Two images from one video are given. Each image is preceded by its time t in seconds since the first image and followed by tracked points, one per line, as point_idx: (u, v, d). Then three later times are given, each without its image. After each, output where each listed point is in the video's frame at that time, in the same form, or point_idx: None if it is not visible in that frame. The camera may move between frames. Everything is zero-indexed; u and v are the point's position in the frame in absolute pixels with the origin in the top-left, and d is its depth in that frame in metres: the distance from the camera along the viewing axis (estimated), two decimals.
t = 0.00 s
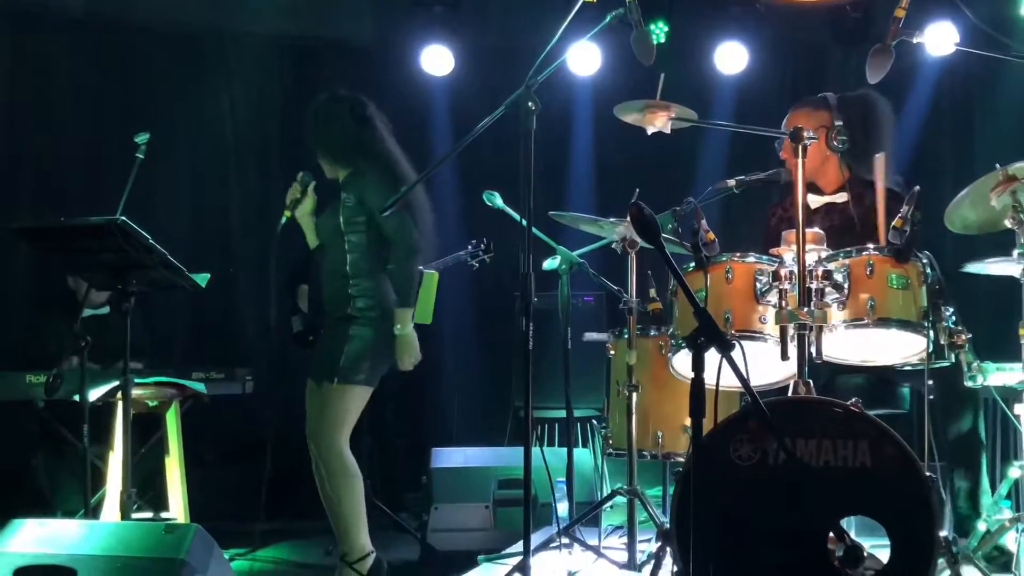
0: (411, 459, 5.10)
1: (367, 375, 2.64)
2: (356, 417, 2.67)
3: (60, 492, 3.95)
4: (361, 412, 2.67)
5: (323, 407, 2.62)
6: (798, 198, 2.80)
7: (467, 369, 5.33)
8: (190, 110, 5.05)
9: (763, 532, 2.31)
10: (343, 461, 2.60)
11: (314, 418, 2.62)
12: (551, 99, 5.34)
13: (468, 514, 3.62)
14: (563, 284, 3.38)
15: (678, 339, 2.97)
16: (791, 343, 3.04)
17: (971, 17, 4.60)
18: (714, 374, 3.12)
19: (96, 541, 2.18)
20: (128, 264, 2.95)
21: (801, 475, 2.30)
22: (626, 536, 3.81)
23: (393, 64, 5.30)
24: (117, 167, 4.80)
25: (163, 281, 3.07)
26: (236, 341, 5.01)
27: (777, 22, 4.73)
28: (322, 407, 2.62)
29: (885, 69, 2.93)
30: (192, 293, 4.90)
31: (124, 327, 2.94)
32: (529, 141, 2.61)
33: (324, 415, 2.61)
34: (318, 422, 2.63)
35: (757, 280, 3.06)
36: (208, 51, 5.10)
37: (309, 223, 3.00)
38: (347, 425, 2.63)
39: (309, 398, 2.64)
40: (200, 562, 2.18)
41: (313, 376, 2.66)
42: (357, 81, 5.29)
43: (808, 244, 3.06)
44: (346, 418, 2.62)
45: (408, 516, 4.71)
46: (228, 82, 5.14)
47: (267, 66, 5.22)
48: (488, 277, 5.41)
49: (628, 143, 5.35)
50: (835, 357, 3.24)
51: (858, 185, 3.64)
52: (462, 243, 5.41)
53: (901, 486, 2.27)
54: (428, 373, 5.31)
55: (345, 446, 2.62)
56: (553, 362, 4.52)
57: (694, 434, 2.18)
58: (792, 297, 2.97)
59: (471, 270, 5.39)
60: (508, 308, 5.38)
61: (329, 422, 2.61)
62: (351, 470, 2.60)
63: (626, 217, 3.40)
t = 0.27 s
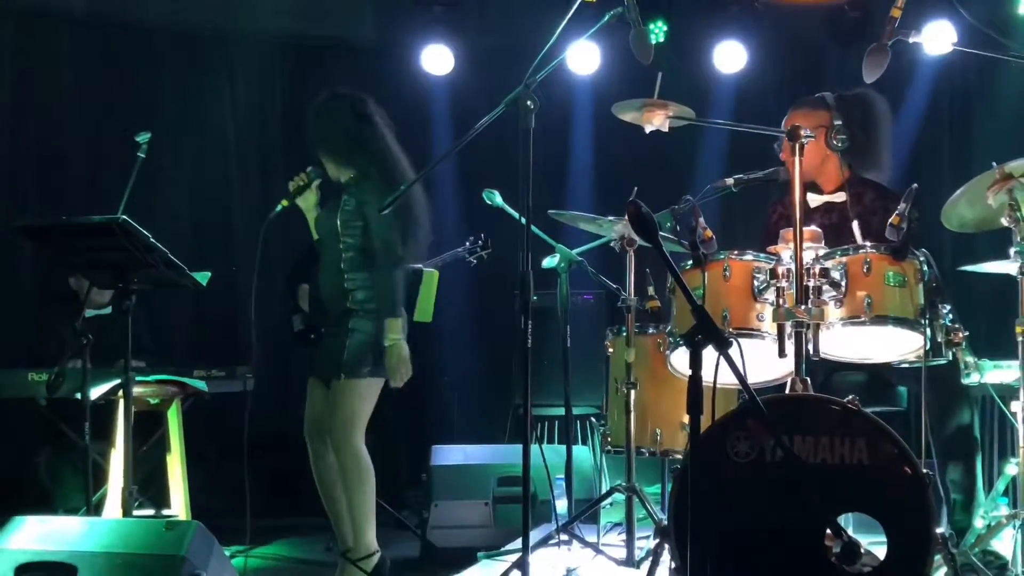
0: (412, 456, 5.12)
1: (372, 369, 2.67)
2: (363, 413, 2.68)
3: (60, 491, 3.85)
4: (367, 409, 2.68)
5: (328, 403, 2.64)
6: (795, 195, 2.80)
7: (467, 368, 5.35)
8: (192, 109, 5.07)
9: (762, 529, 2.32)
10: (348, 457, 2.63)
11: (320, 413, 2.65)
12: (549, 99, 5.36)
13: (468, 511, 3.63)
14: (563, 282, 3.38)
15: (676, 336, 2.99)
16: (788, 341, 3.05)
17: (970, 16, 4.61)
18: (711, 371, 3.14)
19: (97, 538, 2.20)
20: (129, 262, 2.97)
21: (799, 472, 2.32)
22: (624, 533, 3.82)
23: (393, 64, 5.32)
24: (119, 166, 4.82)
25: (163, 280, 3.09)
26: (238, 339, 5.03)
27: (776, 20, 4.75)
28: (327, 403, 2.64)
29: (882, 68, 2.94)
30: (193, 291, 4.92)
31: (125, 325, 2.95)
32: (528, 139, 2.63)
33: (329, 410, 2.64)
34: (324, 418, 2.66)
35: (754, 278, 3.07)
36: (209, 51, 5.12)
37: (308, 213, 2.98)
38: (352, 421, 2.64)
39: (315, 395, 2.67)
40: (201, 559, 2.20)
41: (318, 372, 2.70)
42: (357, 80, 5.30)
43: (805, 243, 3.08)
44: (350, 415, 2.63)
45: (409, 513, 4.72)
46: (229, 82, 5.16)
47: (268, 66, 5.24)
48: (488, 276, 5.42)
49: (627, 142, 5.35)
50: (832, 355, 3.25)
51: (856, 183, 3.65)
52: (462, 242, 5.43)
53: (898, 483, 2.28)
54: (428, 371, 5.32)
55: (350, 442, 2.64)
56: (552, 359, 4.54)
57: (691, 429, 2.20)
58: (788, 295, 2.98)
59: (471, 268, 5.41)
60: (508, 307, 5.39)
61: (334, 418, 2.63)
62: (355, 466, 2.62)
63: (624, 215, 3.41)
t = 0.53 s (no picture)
0: (412, 454, 5.15)
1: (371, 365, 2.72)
2: (362, 411, 2.73)
3: (61, 489, 3.84)
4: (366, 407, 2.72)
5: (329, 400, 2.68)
6: (793, 194, 2.81)
7: (466, 366, 5.37)
8: (193, 109, 5.09)
9: (758, 525, 2.35)
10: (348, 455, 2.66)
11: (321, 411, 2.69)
12: (548, 98, 5.38)
13: (468, 509, 3.65)
14: (561, 281, 3.40)
15: (673, 334, 3.01)
16: (786, 339, 3.07)
17: (967, 16, 4.63)
18: (708, 369, 3.16)
19: (98, 535, 2.23)
20: (131, 260, 2.99)
21: (795, 469, 2.34)
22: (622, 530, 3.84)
23: (393, 64, 5.34)
24: (121, 165, 4.84)
25: (165, 278, 3.11)
26: (239, 337, 5.05)
27: (775, 20, 4.76)
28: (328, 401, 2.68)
29: (879, 67, 2.95)
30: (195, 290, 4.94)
31: (126, 323, 2.97)
32: (527, 138, 2.65)
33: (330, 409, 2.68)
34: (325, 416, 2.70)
35: (751, 276, 3.09)
36: (210, 50, 5.14)
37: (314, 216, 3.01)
38: (352, 419, 2.68)
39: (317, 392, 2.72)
40: (201, 555, 2.23)
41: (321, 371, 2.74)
42: (357, 80, 5.33)
43: (802, 241, 3.10)
44: (351, 412, 2.67)
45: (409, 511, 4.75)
46: (231, 82, 5.19)
47: (269, 65, 5.26)
48: (487, 275, 5.44)
49: (626, 141, 5.37)
50: (829, 353, 3.26)
51: (853, 182, 3.66)
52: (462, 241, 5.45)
53: (894, 481, 2.29)
54: (429, 369, 5.34)
55: (351, 440, 2.68)
56: (551, 358, 4.56)
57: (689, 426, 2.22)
58: (786, 293, 3.00)
59: (471, 267, 5.43)
60: (507, 305, 5.42)
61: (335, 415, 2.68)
62: (356, 464, 2.65)
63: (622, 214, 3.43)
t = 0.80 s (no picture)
0: (411, 451, 5.17)
1: (367, 363, 2.76)
2: (363, 411, 2.79)
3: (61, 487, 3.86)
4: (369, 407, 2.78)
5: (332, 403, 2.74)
6: (788, 195, 2.85)
7: (465, 364, 5.38)
8: (194, 108, 5.11)
9: (755, 523, 2.36)
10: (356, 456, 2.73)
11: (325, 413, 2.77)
12: (546, 98, 5.39)
13: (467, 506, 3.67)
14: (559, 279, 3.41)
15: (670, 333, 3.02)
16: (781, 337, 3.10)
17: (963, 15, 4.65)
18: (705, 367, 3.18)
19: (98, 532, 2.24)
20: (132, 259, 3.01)
21: (791, 466, 2.35)
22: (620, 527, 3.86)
23: (392, 63, 5.35)
24: (122, 164, 4.85)
25: (165, 276, 3.12)
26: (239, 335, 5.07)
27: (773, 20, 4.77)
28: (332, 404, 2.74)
29: (875, 66, 2.97)
30: (195, 288, 4.96)
31: (127, 321, 2.99)
32: (524, 138, 2.68)
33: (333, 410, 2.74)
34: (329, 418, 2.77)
35: (748, 275, 3.10)
36: (210, 50, 5.15)
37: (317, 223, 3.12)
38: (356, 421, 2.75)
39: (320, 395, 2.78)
40: (200, 552, 2.24)
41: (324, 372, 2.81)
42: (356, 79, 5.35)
43: (798, 239, 3.12)
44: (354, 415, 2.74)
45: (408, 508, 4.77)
46: (231, 81, 5.20)
47: (269, 65, 5.28)
48: (486, 273, 5.46)
49: (624, 140, 5.39)
50: (825, 351, 3.28)
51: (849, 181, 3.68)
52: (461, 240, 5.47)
53: (890, 478, 2.31)
54: (428, 368, 5.36)
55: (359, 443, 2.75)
56: (549, 356, 4.59)
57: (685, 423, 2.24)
58: (782, 292, 3.02)
59: (470, 266, 5.45)
60: (506, 304, 5.44)
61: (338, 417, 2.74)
62: (356, 461, 2.71)
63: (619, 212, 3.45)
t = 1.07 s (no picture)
0: (410, 450, 5.20)
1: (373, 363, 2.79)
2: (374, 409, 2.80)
3: (63, 482, 3.91)
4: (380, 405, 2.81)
5: (341, 402, 2.77)
6: (783, 194, 2.87)
7: (463, 363, 5.41)
8: (194, 107, 5.12)
9: (752, 522, 2.38)
10: (367, 454, 2.75)
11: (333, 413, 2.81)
12: (545, 98, 5.41)
13: (465, 504, 3.67)
14: (556, 278, 3.42)
15: (666, 332, 3.03)
16: (776, 336, 3.12)
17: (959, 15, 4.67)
18: (700, 366, 3.19)
19: (98, 530, 2.27)
20: (131, 258, 3.03)
21: (787, 465, 2.37)
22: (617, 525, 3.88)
23: (391, 63, 5.37)
24: (122, 164, 4.87)
25: (165, 276, 3.15)
26: (239, 334, 5.09)
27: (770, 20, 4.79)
28: (341, 404, 2.77)
29: (870, 67, 2.98)
30: (195, 287, 4.98)
31: (126, 320, 3.00)
32: (521, 139, 2.72)
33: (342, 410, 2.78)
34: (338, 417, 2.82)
35: (743, 274, 3.12)
36: (209, 50, 5.17)
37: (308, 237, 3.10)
38: (366, 420, 2.77)
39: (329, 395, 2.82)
40: (199, 549, 2.26)
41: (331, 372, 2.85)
42: (355, 80, 5.37)
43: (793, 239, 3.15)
44: (364, 414, 2.75)
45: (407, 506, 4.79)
46: (231, 81, 5.22)
47: (268, 65, 5.29)
48: (485, 272, 5.48)
49: (621, 140, 5.41)
50: (820, 349, 3.30)
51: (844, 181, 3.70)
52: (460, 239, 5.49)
53: (887, 478, 2.32)
54: (426, 366, 5.38)
55: (370, 441, 2.76)
56: (547, 355, 4.61)
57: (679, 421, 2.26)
58: (777, 291, 3.04)
59: (468, 265, 5.47)
60: (505, 303, 5.46)
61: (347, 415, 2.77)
62: (369, 460, 2.74)
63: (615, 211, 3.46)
